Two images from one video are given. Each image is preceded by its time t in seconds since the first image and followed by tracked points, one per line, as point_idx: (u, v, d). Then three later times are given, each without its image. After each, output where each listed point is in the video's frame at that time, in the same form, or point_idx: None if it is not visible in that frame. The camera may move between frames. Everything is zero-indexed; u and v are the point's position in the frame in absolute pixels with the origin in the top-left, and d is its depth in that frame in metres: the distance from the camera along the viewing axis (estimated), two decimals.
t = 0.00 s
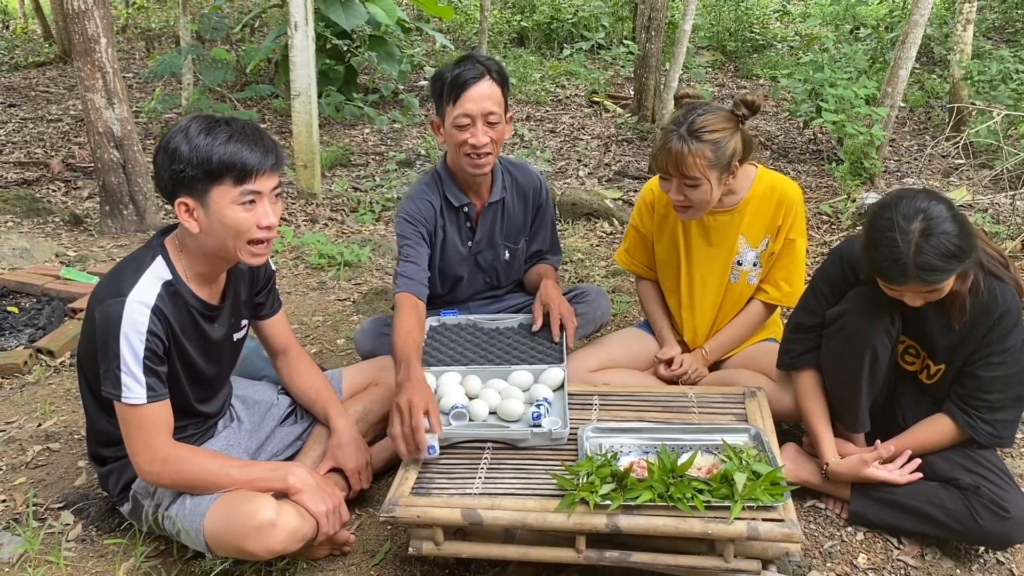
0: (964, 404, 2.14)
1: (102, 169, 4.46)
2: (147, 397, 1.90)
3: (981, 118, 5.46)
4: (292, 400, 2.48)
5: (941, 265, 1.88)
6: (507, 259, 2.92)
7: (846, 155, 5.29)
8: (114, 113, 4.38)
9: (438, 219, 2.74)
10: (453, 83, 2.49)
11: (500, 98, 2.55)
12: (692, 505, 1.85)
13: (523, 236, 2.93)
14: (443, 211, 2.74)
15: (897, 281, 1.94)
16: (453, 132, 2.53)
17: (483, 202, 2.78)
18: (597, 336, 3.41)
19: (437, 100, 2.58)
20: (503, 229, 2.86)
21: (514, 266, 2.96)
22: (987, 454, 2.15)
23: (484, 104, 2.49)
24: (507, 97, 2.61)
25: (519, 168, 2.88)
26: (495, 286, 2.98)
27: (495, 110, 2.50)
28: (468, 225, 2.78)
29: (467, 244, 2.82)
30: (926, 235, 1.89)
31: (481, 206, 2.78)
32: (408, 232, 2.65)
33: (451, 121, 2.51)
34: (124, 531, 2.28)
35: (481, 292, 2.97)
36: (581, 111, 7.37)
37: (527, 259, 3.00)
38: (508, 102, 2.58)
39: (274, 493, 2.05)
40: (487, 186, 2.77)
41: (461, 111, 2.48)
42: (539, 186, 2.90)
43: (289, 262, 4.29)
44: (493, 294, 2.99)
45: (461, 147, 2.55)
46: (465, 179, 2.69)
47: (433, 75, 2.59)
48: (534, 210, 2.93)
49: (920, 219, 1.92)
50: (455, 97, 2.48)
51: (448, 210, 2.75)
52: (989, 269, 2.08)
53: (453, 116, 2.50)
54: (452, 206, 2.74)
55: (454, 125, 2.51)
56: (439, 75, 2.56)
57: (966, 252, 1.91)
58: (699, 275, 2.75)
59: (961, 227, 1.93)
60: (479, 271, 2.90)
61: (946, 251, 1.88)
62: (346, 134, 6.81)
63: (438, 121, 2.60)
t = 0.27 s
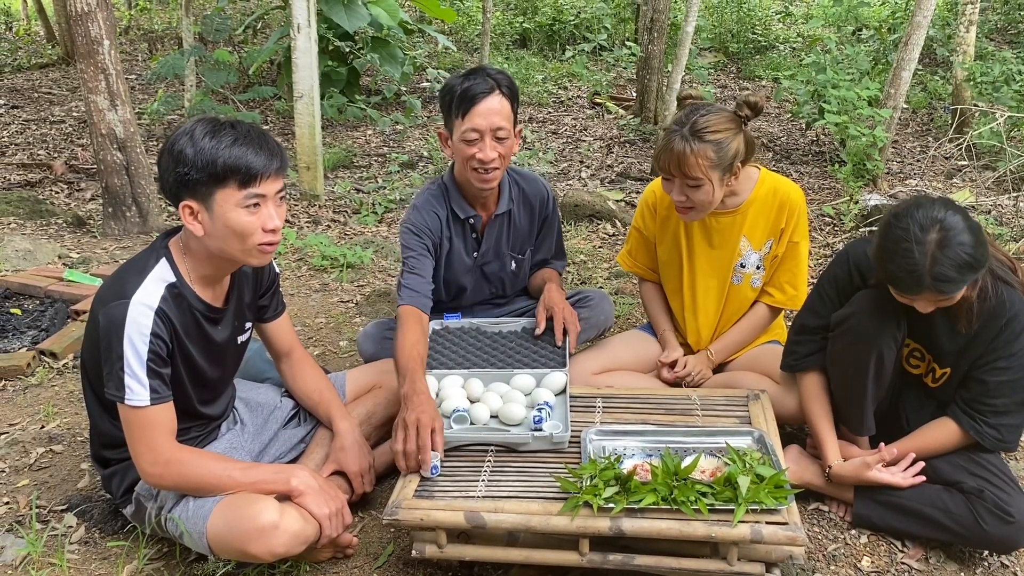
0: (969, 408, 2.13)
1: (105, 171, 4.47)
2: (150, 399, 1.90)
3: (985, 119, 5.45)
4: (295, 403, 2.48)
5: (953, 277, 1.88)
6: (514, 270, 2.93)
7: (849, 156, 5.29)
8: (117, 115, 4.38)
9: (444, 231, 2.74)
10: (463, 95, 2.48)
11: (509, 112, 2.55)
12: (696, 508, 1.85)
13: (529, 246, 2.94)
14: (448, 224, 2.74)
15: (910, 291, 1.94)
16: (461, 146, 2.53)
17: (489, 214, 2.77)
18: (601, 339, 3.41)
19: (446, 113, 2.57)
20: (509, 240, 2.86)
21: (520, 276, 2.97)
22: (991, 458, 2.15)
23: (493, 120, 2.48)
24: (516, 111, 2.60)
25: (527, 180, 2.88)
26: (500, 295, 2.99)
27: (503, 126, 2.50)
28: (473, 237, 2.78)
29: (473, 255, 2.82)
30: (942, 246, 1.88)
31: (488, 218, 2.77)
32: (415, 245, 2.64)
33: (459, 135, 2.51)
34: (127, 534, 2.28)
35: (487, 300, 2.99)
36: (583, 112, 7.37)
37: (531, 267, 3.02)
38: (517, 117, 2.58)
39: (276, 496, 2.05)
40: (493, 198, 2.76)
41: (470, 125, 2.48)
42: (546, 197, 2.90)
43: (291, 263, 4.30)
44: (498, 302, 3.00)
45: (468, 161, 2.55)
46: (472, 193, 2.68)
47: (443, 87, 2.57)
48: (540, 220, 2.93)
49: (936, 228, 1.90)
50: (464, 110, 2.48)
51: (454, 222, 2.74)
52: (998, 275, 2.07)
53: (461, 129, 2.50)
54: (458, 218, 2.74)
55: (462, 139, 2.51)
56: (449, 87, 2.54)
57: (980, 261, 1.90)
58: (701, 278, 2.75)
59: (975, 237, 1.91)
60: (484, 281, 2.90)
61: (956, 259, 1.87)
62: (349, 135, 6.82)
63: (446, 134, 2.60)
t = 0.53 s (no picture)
0: (969, 412, 2.12)
1: (106, 173, 4.47)
2: (150, 403, 1.90)
3: (986, 122, 5.44)
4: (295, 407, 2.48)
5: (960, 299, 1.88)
6: (514, 275, 2.93)
7: (850, 159, 5.28)
8: (118, 118, 4.38)
9: (442, 233, 2.73)
10: (469, 102, 2.47)
11: (513, 123, 2.54)
12: (696, 513, 1.84)
13: (529, 251, 2.94)
14: (446, 226, 2.74)
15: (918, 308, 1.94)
16: (463, 153, 2.53)
17: (489, 218, 2.77)
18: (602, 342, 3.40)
19: (450, 118, 2.56)
20: (510, 245, 2.86)
21: (520, 281, 2.96)
22: (992, 462, 2.14)
23: (496, 130, 2.47)
24: (520, 121, 2.59)
25: (529, 185, 2.87)
26: (501, 300, 2.98)
27: (506, 136, 2.49)
28: (473, 240, 2.77)
29: (472, 259, 2.81)
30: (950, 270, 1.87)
31: (488, 222, 2.77)
32: (411, 245, 2.64)
33: (461, 142, 2.51)
34: (127, 538, 2.27)
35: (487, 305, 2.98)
36: (585, 114, 7.37)
37: (532, 272, 3.01)
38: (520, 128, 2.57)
39: (276, 500, 2.05)
40: (494, 204, 2.76)
41: (472, 134, 2.47)
42: (547, 202, 2.90)
43: (292, 266, 4.30)
44: (498, 306, 3.00)
45: (470, 168, 2.55)
46: (473, 197, 2.67)
47: (448, 91, 2.57)
48: (541, 226, 2.92)
49: (947, 248, 1.88)
50: (468, 119, 2.47)
51: (453, 226, 2.74)
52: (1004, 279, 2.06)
53: (464, 137, 2.50)
54: (458, 222, 2.73)
55: (465, 147, 2.51)
56: (454, 92, 2.53)
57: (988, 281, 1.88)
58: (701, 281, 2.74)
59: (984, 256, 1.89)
60: (484, 286, 2.90)
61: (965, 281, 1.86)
62: (350, 137, 6.82)
63: (449, 138, 2.60)
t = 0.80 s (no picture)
0: (970, 406, 2.13)
1: (106, 176, 4.47)
2: (149, 407, 1.89)
3: (988, 124, 5.44)
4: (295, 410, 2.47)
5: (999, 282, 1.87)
6: (512, 275, 2.92)
7: (852, 161, 5.27)
8: (118, 121, 4.38)
9: (436, 229, 2.74)
10: (469, 100, 2.47)
11: (513, 124, 2.53)
12: (697, 518, 1.83)
13: (528, 252, 2.93)
14: (444, 221, 2.74)
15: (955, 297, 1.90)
16: (461, 150, 2.53)
17: (487, 217, 2.76)
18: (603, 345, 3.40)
19: (450, 114, 2.56)
20: (508, 244, 2.85)
21: (520, 281, 2.96)
22: (993, 458, 2.14)
23: (494, 130, 2.47)
24: (520, 122, 2.59)
25: (529, 185, 2.87)
26: (500, 301, 2.98)
27: (504, 137, 2.49)
28: (469, 238, 2.77)
29: (469, 258, 2.80)
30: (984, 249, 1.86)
31: (485, 221, 2.76)
32: (398, 240, 2.66)
33: (459, 140, 2.51)
34: (126, 543, 2.27)
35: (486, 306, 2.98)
36: (585, 117, 7.37)
37: (531, 274, 3.01)
38: (520, 130, 2.57)
39: (275, 504, 2.04)
40: (494, 201, 2.75)
41: (470, 133, 2.47)
42: (547, 204, 2.89)
43: (292, 268, 4.30)
44: (498, 308, 2.99)
45: (467, 167, 2.55)
46: (469, 194, 2.67)
47: (451, 87, 2.57)
48: (541, 227, 2.91)
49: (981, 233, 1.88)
50: (466, 118, 2.47)
51: (448, 221, 2.74)
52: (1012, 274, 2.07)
53: (462, 135, 2.49)
54: (453, 219, 2.73)
55: (462, 145, 2.51)
56: (455, 89, 2.53)
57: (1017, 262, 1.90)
58: (699, 286, 2.74)
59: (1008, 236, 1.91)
60: (482, 285, 2.89)
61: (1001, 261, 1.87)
62: (350, 140, 6.82)
63: (448, 134, 2.59)
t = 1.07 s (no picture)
0: (967, 396, 2.14)
1: (107, 179, 4.47)
2: (149, 411, 1.89)
3: (989, 126, 5.44)
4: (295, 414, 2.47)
5: None
6: (511, 273, 2.91)
7: (853, 163, 5.27)
8: (119, 124, 4.38)
9: (434, 225, 2.73)
10: (466, 95, 2.48)
11: (509, 118, 2.53)
12: (699, 523, 1.82)
13: (526, 250, 2.92)
14: (442, 221, 2.74)
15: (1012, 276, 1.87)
16: (457, 144, 2.53)
17: (486, 213, 2.76)
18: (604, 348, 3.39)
19: (449, 108, 2.57)
20: (507, 241, 2.85)
21: (519, 280, 2.95)
22: (992, 451, 2.14)
23: (491, 125, 2.47)
24: (518, 117, 2.59)
25: (527, 183, 2.87)
26: (499, 300, 2.97)
27: (501, 131, 2.48)
28: (468, 235, 2.76)
29: (467, 254, 2.80)
30: None
31: (484, 216, 2.76)
32: (395, 237, 2.67)
33: (457, 134, 2.51)
34: (125, 547, 2.26)
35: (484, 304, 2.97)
36: (586, 119, 7.37)
37: (531, 275, 3.01)
38: (517, 124, 2.56)
39: (276, 509, 2.03)
40: (492, 197, 2.75)
41: (467, 126, 2.47)
42: (546, 203, 2.88)
43: (293, 271, 4.30)
44: (497, 308, 2.99)
45: (465, 160, 2.54)
46: (467, 190, 2.67)
47: (450, 82, 2.58)
48: (540, 226, 2.91)
49: None
50: (464, 111, 2.47)
51: (446, 217, 2.74)
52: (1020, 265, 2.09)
53: (459, 130, 2.49)
54: (450, 214, 2.72)
55: (460, 139, 2.51)
56: (454, 84, 2.54)
57: None
58: (701, 290, 2.73)
59: None
60: (480, 283, 2.89)
61: None
62: (351, 143, 6.82)
63: (446, 128, 2.59)
